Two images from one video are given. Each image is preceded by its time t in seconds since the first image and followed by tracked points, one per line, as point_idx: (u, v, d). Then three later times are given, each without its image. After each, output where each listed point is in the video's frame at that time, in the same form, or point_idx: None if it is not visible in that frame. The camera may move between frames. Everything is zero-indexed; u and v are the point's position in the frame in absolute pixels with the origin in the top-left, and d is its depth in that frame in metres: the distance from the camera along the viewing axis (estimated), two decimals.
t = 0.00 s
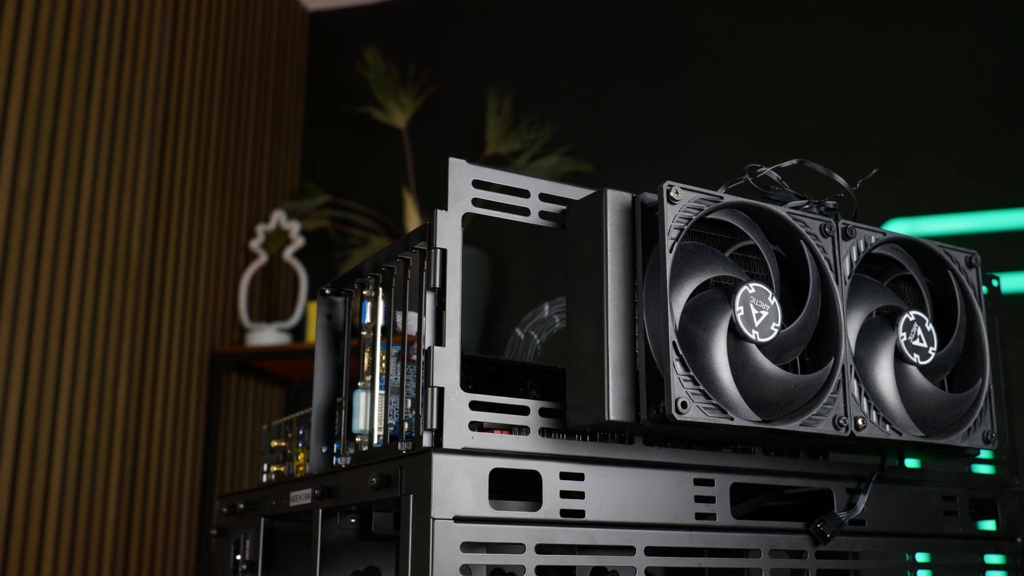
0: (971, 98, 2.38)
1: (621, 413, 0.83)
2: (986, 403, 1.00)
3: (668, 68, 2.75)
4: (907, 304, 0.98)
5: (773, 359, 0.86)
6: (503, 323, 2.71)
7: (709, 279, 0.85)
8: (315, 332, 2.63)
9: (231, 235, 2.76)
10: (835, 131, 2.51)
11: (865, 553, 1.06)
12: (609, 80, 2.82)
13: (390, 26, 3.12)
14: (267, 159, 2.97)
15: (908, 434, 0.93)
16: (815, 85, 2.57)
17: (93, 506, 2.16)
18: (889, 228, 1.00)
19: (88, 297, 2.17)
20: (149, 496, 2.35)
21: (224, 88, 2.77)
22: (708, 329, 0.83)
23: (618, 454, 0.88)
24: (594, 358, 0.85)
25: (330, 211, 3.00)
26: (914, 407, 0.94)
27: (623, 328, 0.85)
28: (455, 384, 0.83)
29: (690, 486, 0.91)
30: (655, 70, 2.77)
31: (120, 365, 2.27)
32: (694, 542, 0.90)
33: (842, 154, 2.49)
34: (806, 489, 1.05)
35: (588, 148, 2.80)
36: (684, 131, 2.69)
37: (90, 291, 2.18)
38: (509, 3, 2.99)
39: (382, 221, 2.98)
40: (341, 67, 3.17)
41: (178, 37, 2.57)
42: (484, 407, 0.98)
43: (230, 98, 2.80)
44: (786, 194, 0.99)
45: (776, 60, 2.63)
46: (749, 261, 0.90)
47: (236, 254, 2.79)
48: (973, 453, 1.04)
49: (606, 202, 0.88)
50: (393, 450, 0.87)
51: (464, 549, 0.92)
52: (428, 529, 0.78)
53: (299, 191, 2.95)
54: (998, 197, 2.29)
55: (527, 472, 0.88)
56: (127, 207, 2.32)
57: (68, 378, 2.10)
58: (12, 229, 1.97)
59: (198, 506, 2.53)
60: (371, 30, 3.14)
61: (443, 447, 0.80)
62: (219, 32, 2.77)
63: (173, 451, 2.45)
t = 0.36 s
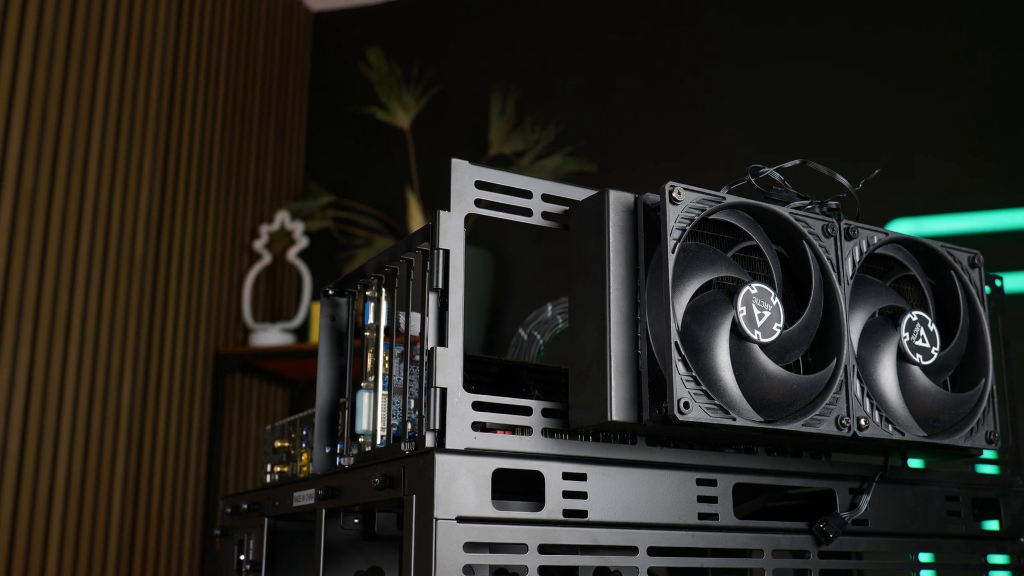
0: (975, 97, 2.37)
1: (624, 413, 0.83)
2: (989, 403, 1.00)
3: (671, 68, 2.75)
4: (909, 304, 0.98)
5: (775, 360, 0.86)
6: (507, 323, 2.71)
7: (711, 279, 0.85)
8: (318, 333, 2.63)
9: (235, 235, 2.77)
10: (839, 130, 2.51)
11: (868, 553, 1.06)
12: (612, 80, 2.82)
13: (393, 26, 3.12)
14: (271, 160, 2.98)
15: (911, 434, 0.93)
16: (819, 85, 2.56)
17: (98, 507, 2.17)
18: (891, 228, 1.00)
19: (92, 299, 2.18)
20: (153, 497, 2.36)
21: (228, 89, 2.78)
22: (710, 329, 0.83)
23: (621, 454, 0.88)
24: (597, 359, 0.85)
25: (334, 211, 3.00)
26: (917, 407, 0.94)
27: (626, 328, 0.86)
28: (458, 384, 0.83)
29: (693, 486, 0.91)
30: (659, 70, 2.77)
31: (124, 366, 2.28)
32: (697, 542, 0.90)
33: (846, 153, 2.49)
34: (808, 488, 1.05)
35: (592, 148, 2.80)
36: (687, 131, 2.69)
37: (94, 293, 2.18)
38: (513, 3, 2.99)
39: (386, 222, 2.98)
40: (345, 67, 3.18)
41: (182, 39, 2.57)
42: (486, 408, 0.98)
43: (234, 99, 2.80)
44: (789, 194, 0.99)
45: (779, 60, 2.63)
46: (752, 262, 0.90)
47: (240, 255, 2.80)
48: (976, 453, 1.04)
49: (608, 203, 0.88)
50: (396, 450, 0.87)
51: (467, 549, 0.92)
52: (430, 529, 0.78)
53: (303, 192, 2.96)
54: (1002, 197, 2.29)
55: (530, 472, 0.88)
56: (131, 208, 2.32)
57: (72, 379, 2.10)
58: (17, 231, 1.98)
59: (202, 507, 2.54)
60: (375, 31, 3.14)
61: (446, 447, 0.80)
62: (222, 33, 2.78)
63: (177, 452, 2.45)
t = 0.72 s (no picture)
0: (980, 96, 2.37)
1: (626, 413, 0.83)
2: (992, 403, 1.00)
3: (675, 68, 2.75)
4: (912, 304, 0.98)
5: (778, 360, 0.86)
6: (510, 323, 2.72)
7: (713, 280, 0.86)
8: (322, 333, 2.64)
9: (239, 236, 2.77)
10: (842, 130, 2.51)
11: (871, 553, 1.06)
12: (616, 80, 2.82)
13: (397, 26, 3.12)
14: (275, 161, 2.99)
15: (913, 434, 0.93)
16: (822, 84, 2.56)
17: (102, 508, 2.18)
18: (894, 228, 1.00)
19: (97, 300, 2.19)
20: (157, 498, 2.36)
21: (232, 90, 2.78)
22: (713, 330, 0.83)
23: (623, 454, 0.88)
24: (600, 360, 0.86)
25: (338, 212, 3.01)
26: (919, 407, 0.94)
27: (628, 329, 0.86)
28: (460, 384, 0.84)
29: (696, 486, 0.91)
30: (662, 70, 2.77)
31: (128, 367, 2.28)
32: (700, 541, 0.90)
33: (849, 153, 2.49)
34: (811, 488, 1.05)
35: (595, 148, 2.80)
36: (690, 130, 2.69)
37: (98, 294, 2.19)
38: (516, 3, 3.00)
39: (389, 222, 2.98)
40: (349, 68, 3.18)
41: (185, 40, 2.58)
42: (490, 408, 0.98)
43: (237, 100, 2.81)
44: (792, 194, 0.99)
45: (783, 59, 2.62)
46: (754, 262, 0.90)
47: (244, 256, 2.80)
48: (980, 453, 1.04)
49: (611, 203, 0.88)
50: (399, 450, 0.88)
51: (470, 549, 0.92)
52: (433, 529, 0.78)
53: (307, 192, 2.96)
54: (1006, 196, 2.28)
55: (533, 472, 0.88)
56: (135, 210, 2.33)
57: (76, 379, 2.11)
58: (20, 233, 1.98)
59: (206, 507, 2.55)
60: (378, 31, 3.15)
61: (448, 448, 0.81)
62: (226, 34, 2.78)
63: (181, 452, 2.46)
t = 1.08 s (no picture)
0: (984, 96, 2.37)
1: (628, 414, 0.83)
2: (995, 403, 0.99)
3: (678, 68, 2.75)
4: (915, 304, 0.98)
5: (780, 360, 0.87)
6: (513, 323, 2.72)
7: (716, 280, 0.86)
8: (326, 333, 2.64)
9: (242, 237, 2.78)
10: (845, 130, 2.51)
11: (874, 553, 1.06)
12: (619, 80, 2.82)
13: (400, 27, 3.13)
14: (278, 162, 2.99)
15: (915, 434, 0.93)
16: (826, 84, 2.56)
17: (106, 507, 2.18)
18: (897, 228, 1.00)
19: (100, 301, 2.19)
20: (162, 498, 2.37)
21: (235, 91, 2.79)
22: (715, 330, 0.83)
23: (626, 454, 0.88)
24: (602, 361, 0.86)
25: (341, 212, 3.01)
26: (922, 407, 0.94)
27: (631, 329, 0.86)
28: (463, 385, 0.84)
29: (698, 486, 0.91)
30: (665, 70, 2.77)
31: (132, 367, 2.29)
32: (702, 542, 0.90)
33: (852, 153, 2.48)
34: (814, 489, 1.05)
35: (598, 148, 2.80)
36: (693, 130, 2.69)
37: (102, 294, 2.19)
38: (520, 3, 3.00)
39: (393, 222, 2.99)
40: (352, 68, 3.18)
41: (189, 41, 2.58)
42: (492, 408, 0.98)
43: (241, 101, 2.81)
44: (794, 195, 0.99)
45: (786, 58, 2.62)
46: (757, 262, 0.90)
47: (248, 256, 2.81)
48: (983, 453, 1.04)
49: (613, 204, 0.88)
50: (401, 451, 0.88)
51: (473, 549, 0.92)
52: (436, 529, 0.78)
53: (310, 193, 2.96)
54: (1010, 196, 2.28)
55: (536, 472, 0.88)
56: (139, 210, 2.33)
57: (81, 379, 2.11)
58: (25, 233, 1.99)
59: (210, 508, 2.55)
60: (382, 31, 3.15)
61: (451, 448, 0.81)
62: (229, 35, 2.79)
63: (185, 452, 2.46)
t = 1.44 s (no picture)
0: (988, 95, 2.36)
1: (631, 414, 0.84)
2: (997, 403, 0.99)
3: (681, 68, 2.75)
4: (917, 304, 0.98)
5: (783, 360, 0.87)
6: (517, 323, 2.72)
7: (718, 280, 0.86)
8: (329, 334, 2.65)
9: (246, 237, 2.78)
10: (848, 129, 2.50)
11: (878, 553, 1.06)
12: (622, 80, 2.82)
13: (404, 27, 3.13)
14: (282, 162, 2.99)
15: (918, 434, 0.93)
16: (829, 83, 2.56)
17: (111, 507, 2.19)
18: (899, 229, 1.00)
19: (105, 300, 2.20)
20: (166, 497, 2.37)
21: (239, 92, 2.79)
22: (718, 330, 0.83)
23: (629, 454, 0.88)
24: (604, 361, 0.86)
25: (345, 213, 3.02)
26: (925, 407, 0.94)
27: (633, 330, 0.86)
28: (466, 385, 0.84)
29: (701, 486, 0.91)
30: (668, 70, 2.77)
31: (137, 367, 2.29)
32: (705, 542, 0.90)
33: (855, 153, 2.48)
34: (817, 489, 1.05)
35: (602, 149, 2.80)
36: (696, 131, 2.69)
37: (107, 294, 2.20)
38: (523, 4, 3.00)
39: (396, 223, 2.99)
40: (355, 69, 3.19)
41: (193, 41, 2.59)
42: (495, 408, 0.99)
43: (245, 101, 2.82)
44: (797, 195, 0.99)
45: (790, 58, 2.62)
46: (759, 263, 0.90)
47: (252, 256, 2.81)
48: (986, 454, 1.04)
49: (615, 204, 0.88)
50: (404, 451, 0.88)
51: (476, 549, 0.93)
52: (439, 529, 0.79)
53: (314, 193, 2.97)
54: (1014, 196, 2.28)
55: (538, 472, 0.88)
56: (143, 211, 2.34)
57: (85, 379, 2.12)
58: (30, 234, 2.00)
59: (214, 507, 2.56)
60: (385, 31, 3.15)
61: (454, 448, 0.81)
62: (233, 35, 2.79)
63: (189, 452, 2.47)
